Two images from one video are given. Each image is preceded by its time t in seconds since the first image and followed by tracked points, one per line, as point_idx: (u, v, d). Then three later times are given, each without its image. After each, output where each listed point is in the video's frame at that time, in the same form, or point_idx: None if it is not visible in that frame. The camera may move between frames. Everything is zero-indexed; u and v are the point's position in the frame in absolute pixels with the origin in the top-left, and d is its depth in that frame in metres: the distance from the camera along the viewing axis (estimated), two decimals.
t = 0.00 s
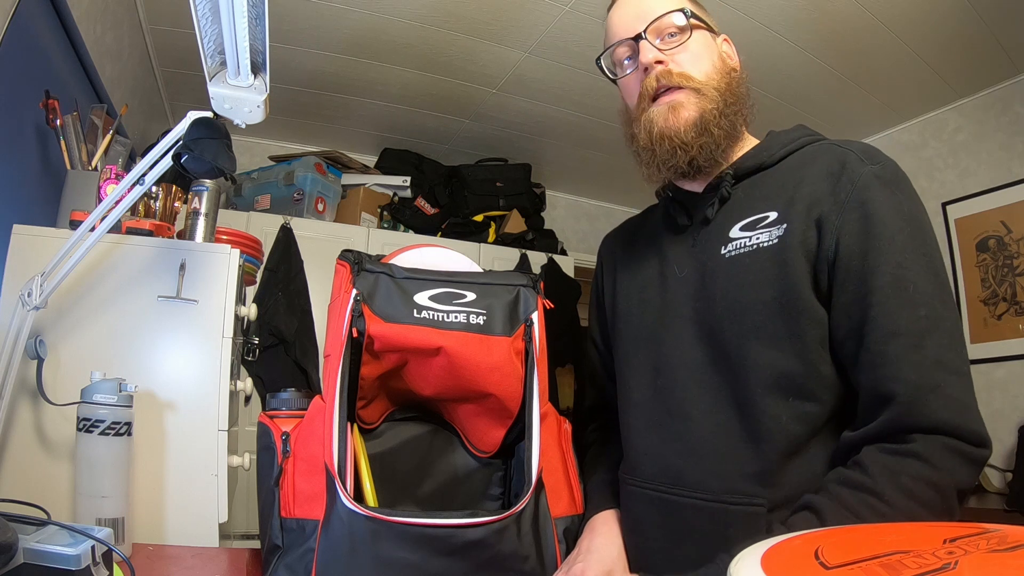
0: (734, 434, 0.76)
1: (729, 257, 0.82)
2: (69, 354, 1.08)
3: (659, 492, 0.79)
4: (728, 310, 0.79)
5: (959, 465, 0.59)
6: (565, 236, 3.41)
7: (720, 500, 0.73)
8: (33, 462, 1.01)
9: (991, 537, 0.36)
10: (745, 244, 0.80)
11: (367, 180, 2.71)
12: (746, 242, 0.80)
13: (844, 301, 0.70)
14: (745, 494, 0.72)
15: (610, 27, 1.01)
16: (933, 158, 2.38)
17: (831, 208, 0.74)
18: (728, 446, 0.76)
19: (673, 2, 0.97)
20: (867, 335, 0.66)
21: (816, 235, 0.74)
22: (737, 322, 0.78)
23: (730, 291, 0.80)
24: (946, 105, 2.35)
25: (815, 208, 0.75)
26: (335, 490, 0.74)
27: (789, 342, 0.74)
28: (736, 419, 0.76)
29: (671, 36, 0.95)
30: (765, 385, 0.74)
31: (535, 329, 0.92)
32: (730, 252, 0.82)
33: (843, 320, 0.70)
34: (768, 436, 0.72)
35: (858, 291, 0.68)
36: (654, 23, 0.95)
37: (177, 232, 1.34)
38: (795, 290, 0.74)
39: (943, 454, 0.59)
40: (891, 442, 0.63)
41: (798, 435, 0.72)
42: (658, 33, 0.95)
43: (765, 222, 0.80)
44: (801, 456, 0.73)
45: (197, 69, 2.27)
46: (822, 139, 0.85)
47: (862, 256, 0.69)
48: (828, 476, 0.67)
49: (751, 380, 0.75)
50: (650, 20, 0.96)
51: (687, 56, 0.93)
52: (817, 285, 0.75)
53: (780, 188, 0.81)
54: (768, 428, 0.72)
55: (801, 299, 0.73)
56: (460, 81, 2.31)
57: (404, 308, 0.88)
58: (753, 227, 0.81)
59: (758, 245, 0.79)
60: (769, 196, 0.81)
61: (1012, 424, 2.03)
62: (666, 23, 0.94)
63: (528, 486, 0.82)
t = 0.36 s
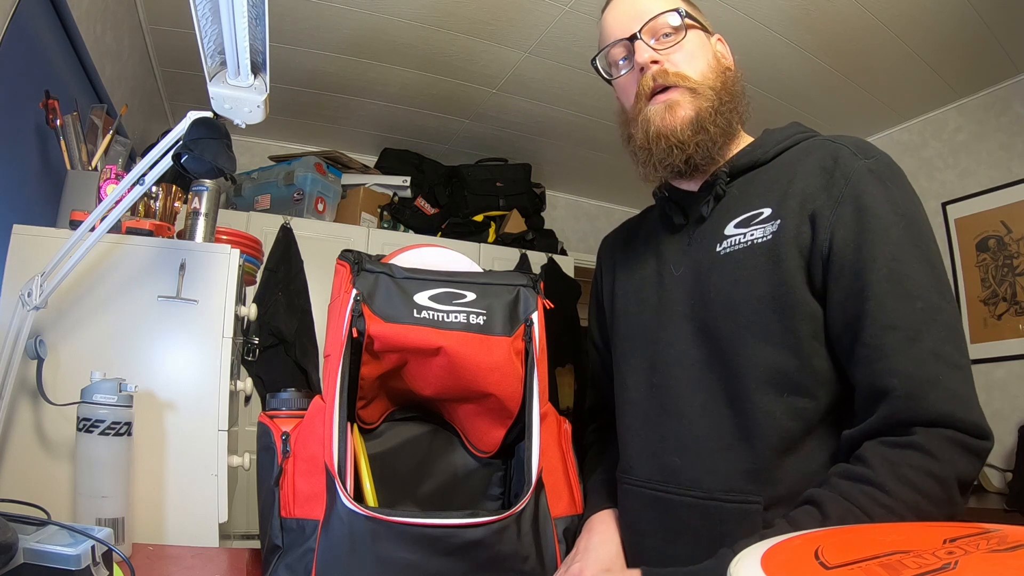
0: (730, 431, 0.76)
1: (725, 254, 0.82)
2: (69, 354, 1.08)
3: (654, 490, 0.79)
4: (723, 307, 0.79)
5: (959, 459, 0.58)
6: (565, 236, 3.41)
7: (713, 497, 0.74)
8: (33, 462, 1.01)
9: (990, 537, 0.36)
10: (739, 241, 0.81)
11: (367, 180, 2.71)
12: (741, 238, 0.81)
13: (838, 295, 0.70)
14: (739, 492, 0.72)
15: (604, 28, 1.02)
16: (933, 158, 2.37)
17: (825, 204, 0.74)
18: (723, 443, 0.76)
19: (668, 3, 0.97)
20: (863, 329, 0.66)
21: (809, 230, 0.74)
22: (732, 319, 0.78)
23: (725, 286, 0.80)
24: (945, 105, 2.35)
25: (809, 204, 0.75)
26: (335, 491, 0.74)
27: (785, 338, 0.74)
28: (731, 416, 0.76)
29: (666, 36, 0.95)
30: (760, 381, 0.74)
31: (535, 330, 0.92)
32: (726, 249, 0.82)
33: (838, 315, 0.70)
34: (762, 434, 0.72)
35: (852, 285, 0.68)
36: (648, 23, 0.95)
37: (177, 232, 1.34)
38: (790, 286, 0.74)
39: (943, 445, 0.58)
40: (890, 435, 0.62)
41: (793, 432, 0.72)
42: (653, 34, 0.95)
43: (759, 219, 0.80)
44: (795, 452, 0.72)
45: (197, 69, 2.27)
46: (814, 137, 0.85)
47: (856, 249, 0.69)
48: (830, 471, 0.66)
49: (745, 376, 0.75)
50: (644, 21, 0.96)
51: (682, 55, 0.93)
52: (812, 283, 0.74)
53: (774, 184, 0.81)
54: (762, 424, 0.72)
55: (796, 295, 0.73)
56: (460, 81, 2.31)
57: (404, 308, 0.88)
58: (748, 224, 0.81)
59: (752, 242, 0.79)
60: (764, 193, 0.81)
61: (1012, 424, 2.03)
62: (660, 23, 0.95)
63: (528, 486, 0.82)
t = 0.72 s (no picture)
0: (734, 437, 0.76)
1: (730, 259, 0.82)
2: (69, 354, 1.08)
3: (657, 496, 0.79)
4: (728, 312, 0.79)
5: (972, 470, 0.58)
6: (565, 236, 3.41)
7: (712, 506, 0.74)
8: (33, 462, 1.01)
9: (991, 537, 0.36)
10: (745, 246, 0.80)
11: (367, 180, 2.71)
12: (747, 244, 0.80)
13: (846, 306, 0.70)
14: (740, 499, 0.72)
15: (599, 31, 1.02)
16: (933, 158, 2.37)
17: (834, 211, 0.73)
18: (727, 449, 0.76)
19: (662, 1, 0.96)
20: (874, 341, 0.66)
21: (818, 238, 0.74)
22: (736, 325, 0.78)
23: (730, 293, 0.80)
24: (945, 105, 2.35)
25: (817, 211, 0.75)
26: (335, 490, 0.74)
27: (789, 346, 0.74)
28: (735, 422, 0.76)
29: (660, 37, 0.95)
30: (764, 388, 0.74)
31: (535, 329, 0.92)
32: (730, 254, 0.82)
33: (845, 325, 0.70)
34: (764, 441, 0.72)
35: (862, 295, 0.68)
36: (641, 25, 0.95)
37: (177, 232, 1.34)
38: (795, 293, 0.74)
39: (960, 452, 0.58)
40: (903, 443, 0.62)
41: (795, 439, 0.72)
42: (646, 36, 0.95)
43: (765, 224, 0.79)
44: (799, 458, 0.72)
45: (197, 69, 2.27)
46: (821, 135, 0.85)
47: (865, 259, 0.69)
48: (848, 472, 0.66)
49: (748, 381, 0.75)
50: (638, 22, 0.96)
51: (677, 56, 0.93)
52: (817, 290, 0.74)
53: (780, 189, 0.81)
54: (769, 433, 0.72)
55: (802, 301, 0.73)
56: (459, 81, 2.31)
57: (404, 308, 0.88)
58: (754, 229, 0.80)
59: (758, 248, 0.79)
60: (769, 196, 0.81)
61: (1012, 424, 2.03)
62: (653, 23, 0.94)
63: (528, 486, 0.82)
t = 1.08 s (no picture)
0: (734, 438, 0.76)
1: (732, 259, 0.81)
2: (69, 354, 1.08)
3: (657, 495, 0.79)
4: (730, 313, 0.79)
5: (969, 474, 0.58)
6: (565, 236, 3.41)
7: (714, 506, 0.74)
8: (33, 462, 1.01)
9: (991, 537, 0.36)
10: (748, 246, 0.80)
11: (367, 180, 2.71)
12: (750, 244, 0.80)
13: (849, 307, 0.70)
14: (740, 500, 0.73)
15: (603, 23, 1.00)
16: (933, 158, 2.37)
17: (837, 211, 0.73)
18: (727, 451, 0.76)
19: None
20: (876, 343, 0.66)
21: (822, 238, 0.74)
22: (738, 326, 0.78)
23: (734, 294, 0.79)
24: (945, 105, 2.35)
25: (820, 212, 0.75)
26: (335, 490, 0.74)
27: (790, 347, 0.74)
28: (735, 423, 0.76)
29: (669, 36, 0.94)
30: (766, 389, 0.74)
31: (535, 329, 0.92)
32: (733, 254, 0.82)
33: (847, 325, 0.70)
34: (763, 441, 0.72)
35: (865, 297, 0.68)
36: (650, 22, 0.93)
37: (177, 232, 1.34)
38: (797, 294, 0.74)
39: (960, 454, 0.58)
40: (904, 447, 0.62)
41: (796, 439, 0.72)
42: (656, 33, 0.94)
43: (769, 224, 0.79)
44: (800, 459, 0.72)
45: (197, 69, 2.27)
46: (824, 136, 0.85)
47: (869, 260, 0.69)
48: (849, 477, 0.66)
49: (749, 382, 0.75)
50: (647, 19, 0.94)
51: (687, 56, 0.92)
52: (821, 291, 0.74)
53: (784, 189, 0.81)
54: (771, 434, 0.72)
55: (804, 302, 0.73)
56: (459, 81, 2.31)
57: (404, 308, 0.88)
58: (757, 229, 0.80)
59: (762, 247, 0.78)
60: (773, 196, 0.81)
61: (1012, 424, 2.03)
62: (663, 21, 0.93)
63: (528, 486, 0.82)
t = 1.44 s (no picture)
0: (734, 439, 0.76)
1: (737, 260, 0.81)
2: (70, 354, 1.08)
3: (657, 497, 0.79)
4: (732, 315, 0.79)
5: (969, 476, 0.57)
6: (565, 236, 3.41)
7: (710, 508, 0.74)
8: (33, 462, 1.01)
9: (991, 537, 0.36)
10: (753, 248, 0.80)
11: (367, 180, 2.72)
12: (754, 246, 0.80)
13: (851, 307, 0.70)
14: (739, 501, 0.73)
15: (610, 27, 1.00)
16: (933, 158, 2.37)
17: (838, 211, 0.73)
18: (727, 452, 0.76)
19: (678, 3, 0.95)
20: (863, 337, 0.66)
21: (824, 238, 0.74)
22: (740, 327, 0.78)
23: (737, 297, 0.79)
24: (945, 105, 2.35)
25: (823, 212, 0.75)
26: (335, 489, 0.74)
27: (791, 348, 0.73)
28: (735, 424, 0.76)
29: (675, 39, 0.93)
30: (767, 389, 0.73)
31: (536, 329, 0.92)
32: (738, 256, 0.81)
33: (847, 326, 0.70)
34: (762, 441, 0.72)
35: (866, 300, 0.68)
36: (656, 26, 0.93)
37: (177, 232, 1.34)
38: (799, 294, 0.74)
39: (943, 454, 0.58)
40: (884, 442, 0.62)
41: (795, 439, 0.72)
42: (662, 36, 0.93)
43: (775, 226, 0.79)
44: (799, 460, 0.72)
45: (197, 69, 2.27)
46: (830, 137, 0.84)
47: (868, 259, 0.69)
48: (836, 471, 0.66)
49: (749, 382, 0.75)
50: (653, 23, 0.94)
51: (693, 60, 0.91)
52: (824, 292, 0.74)
53: (789, 189, 0.80)
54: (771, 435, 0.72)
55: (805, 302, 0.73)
56: (459, 81, 2.31)
57: (404, 308, 0.88)
58: (762, 230, 0.80)
59: (767, 249, 0.78)
60: (777, 197, 0.81)
61: (1012, 424, 2.03)
62: (670, 24, 0.92)
63: (529, 486, 0.82)
